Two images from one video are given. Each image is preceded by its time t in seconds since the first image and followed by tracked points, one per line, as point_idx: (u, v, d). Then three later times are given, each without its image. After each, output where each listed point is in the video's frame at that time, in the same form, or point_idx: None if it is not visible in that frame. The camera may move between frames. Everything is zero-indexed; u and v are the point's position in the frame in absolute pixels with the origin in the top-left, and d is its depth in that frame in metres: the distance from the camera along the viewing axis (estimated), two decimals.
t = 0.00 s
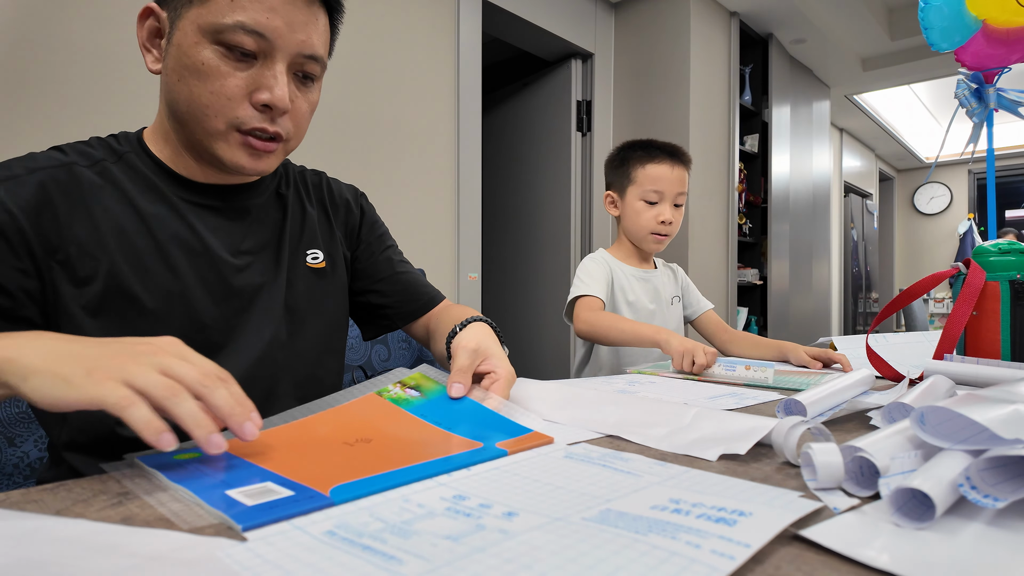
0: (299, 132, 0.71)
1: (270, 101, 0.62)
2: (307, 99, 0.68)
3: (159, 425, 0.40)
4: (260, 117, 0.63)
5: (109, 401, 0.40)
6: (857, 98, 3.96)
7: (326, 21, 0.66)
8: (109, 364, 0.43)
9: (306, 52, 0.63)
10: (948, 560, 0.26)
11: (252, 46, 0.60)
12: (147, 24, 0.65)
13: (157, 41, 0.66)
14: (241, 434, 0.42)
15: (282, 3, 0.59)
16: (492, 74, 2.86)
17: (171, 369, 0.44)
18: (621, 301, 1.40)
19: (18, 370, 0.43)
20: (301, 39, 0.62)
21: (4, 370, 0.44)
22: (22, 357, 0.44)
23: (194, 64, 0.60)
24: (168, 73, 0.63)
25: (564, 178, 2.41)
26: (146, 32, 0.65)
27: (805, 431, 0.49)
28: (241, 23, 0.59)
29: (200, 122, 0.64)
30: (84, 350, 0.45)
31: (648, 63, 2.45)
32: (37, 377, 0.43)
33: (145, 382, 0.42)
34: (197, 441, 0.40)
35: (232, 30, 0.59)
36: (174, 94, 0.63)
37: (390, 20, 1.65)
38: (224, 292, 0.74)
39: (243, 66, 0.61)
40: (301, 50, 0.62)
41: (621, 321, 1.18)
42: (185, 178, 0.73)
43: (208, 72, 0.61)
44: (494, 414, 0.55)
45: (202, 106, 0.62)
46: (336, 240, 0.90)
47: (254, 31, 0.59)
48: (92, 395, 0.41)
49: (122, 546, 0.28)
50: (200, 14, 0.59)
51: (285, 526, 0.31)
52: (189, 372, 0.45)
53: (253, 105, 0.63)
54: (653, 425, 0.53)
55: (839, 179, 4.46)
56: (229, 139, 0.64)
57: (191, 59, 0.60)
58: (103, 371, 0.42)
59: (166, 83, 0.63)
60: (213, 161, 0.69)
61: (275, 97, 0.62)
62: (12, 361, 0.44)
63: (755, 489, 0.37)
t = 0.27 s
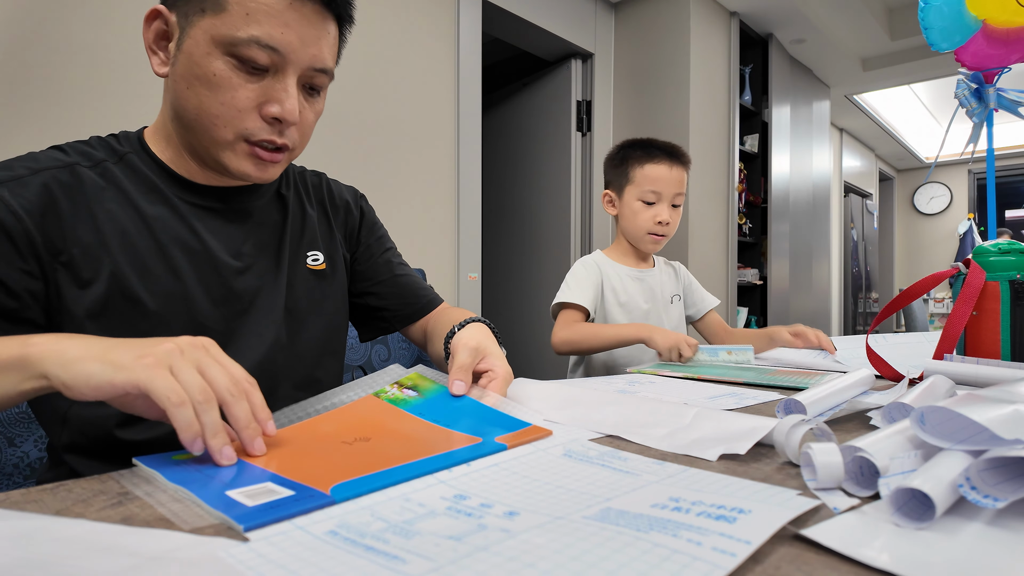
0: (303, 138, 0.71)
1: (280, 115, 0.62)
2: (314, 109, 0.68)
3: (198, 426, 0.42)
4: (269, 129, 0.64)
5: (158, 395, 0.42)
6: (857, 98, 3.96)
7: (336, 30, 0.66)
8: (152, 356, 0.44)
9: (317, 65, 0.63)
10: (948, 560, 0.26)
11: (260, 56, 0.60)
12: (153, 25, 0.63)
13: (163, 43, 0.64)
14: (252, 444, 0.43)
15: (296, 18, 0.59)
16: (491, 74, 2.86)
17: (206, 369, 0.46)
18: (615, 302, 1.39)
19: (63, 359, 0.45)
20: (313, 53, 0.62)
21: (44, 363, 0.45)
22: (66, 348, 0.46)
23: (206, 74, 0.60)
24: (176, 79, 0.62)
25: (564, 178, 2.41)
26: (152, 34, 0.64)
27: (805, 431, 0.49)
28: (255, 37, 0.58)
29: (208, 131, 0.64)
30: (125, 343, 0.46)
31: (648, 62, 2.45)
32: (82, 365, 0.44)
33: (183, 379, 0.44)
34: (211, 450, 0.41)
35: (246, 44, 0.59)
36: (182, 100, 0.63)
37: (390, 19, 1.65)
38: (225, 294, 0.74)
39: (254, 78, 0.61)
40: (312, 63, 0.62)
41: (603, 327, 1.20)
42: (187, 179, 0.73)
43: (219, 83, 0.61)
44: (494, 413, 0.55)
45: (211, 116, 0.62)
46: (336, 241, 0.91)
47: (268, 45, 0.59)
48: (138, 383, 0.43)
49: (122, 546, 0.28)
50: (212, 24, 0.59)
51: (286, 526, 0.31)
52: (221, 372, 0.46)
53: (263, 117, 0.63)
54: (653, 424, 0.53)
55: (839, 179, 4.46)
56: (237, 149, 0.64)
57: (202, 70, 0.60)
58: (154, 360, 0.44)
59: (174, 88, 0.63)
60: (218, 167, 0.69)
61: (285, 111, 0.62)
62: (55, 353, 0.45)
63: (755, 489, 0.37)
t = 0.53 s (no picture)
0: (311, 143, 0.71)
1: (290, 123, 0.63)
2: (323, 116, 0.68)
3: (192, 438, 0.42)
4: (278, 135, 0.64)
5: (155, 405, 0.41)
6: (857, 98, 3.96)
7: (347, 39, 0.66)
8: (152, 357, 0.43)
9: (329, 74, 0.63)
10: (948, 560, 0.26)
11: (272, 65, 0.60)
12: (164, 27, 0.63)
13: (174, 45, 0.64)
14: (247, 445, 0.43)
15: (310, 29, 0.59)
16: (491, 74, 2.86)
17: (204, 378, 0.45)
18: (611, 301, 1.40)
19: (64, 352, 0.43)
20: (325, 63, 0.62)
21: (42, 355, 0.43)
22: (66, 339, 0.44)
23: (218, 80, 0.60)
24: (187, 82, 0.62)
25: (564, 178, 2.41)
26: (163, 37, 0.63)
27: (805, 431, 0.49)
28: (270, 46, 0.59)
29: (217, 136, 0.64)
30: (125, 338, 0.45)
31: (648, 62, 2.45)
32: (82, 360, 0.42)
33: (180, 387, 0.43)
34: (206, 454, 0.41)
35: (260, 52, 0.59)
36: (192, 104, 0.63)
37: (390, 19, 1.65)
38: (226, 294, 0.74)
39: (266, 85, 0.61)
40: (324, 73, 0.63)
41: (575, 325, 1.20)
42: (190, 180, 0.73)
43: (231, 89, 0.61)
44: (491, 416, 0.55)
45: (222, 121, 0.62)
46: (337, 244, 0.90)
47: (282, 54, 0.59)
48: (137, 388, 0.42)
49: (121, 546, 0.28)
50: (227, 32, 0.59)
51: (288, 527, 0.31)
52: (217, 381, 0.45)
53: (273, 124, 0.63)
54: (653, 425, 0.53)
55: (839, 179, 4.46)
56: (246, 154, 0.65)
57: (214, 75, 0.60)
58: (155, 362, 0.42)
59: (184, 92, 0.63)
60: (224, 171, 0.69)
61: (296, 118, 0.63)
62: (55, 344, 0.44)
63: (756, 489, 0.37)
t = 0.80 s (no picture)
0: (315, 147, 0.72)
1: (299, 128, 0.63)
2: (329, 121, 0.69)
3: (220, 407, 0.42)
4: (286, 140, 0.64)
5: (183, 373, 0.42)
6: (857, 98, 3.96)
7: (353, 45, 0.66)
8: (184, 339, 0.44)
9: (337, 81, 0.64)
10: (949, 560, 0.26)
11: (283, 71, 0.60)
12: (172, 31, 0.62)
13: (181, 48, 0.63)
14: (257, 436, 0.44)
15: (321, 36, 0.60)
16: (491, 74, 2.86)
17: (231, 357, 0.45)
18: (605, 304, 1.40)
19: (96, 335, 0.44)
20: (335, 69, 0.62)
21: (77, 335, 0.44)
22: (99, 321, 0.45)
23: (228, 84, 0.61)
24: (195, 86, 0.62)
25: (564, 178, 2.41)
26: (169, 40, 0.63)
27: (805, 432, 0.49)
28: (281, 53, 0.59)
29: (225, 140, 0.64)
30: (154, 323, 0.46)
31: (648, 62, 2.45)
32: (115, 340, 0.44)
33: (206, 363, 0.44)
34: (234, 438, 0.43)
35: (271, 59, 0.59)
36: (201, 108, 0.63)
37: (390, 20, 1.65)
38: (226, 294, 0.74)
39: (275, 91, 0.62)
40: (332, 79, 0.63)
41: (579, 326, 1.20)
42: (193, 181, 0.73)
43: (241, 95, 0.61)
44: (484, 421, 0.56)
45: (230, 125, 0.62)
46: (337, 250, 0.91)
47: (293, 62, 0.59)
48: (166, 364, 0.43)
49: (122, 546, 0.28)
50: (238, 37, 0.59)
51: (290, 527, 0.31)
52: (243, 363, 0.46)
53: (281, 130, 0.63)
54: (653, 425, 0.53)
55: (839, 179, 4.46)
56: (253, 158, 0.65)
57: (224, 80, 0.60)
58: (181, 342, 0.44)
59: (192, 96, 0.63)
60: (230, 174, 0.69)
61: (304, 124, 0.63)
62: (90, 325, 0.45)
63: (756, 489, 0.37)
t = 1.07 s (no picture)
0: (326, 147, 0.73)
1: (317, 131, 0.65)
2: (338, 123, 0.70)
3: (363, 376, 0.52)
4: (304, 143, 0.66)
5: (343, 359, 0.51)
6: (857, 98, 3.96)
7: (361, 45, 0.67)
8: (325, 331, 0.53)
9: (349, 84, 0.66)
10: (949, 561, 0.26)
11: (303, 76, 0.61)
12: (184, 37, 0.61)
13: (194, 54, 0.62)
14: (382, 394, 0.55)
15: (336, 41, 0.62)
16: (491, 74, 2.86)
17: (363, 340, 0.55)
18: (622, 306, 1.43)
19: (250, 342, 0.49)
20: (347, 73, 0.64)
21: (230, 344, 0.49)
22: (243, 329, 0.50)
23: (251, 91, 0.61)
24: (215, 93, 0.62)
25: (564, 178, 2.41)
26: (182, 46, 0.62)
27: (805, 432, 0.49)
28: (303, 59, 0.60)
29: (245, 146, 0.64)
30: (294, 321, 0.52)
31: (648, 62, 2.45)
32: (271, 344, 0.50)
33: (350, 346, 0.53)
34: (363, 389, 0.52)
35: (293, 65, 0.60)
36: (221, 115, 0.63)
37: (390, 20, 1.65)
38: (228, 295, 0.74)
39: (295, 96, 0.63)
40: (345, 82, 0.65)
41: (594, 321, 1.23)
42: (197, 181, 0.73)
43: (265, 101, 0.62)
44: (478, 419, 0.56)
45: (252, 131, 0.63)
46: (337, 253, 0.92)
47: (314, 67, 0.61)
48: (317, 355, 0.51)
49: (122, 546, 0.28)
50: (260, 44, 0.59)
51: (291, 527, 0.31)
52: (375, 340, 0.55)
53: (300, 133, 0.64)
54: (653, 424, 0.53)
55: (839, 179, 4.46)
56: (273, 162, 0.66)
57: (246, 87, 0.61)
58: (328, 334, 0.53)
59: (211, 102, 0.63)
60: (245, 178, 0.70)
61: (323, 127, 0.64)
62: (238, 333, 0.50)
63: (756, 489, 0.37)
